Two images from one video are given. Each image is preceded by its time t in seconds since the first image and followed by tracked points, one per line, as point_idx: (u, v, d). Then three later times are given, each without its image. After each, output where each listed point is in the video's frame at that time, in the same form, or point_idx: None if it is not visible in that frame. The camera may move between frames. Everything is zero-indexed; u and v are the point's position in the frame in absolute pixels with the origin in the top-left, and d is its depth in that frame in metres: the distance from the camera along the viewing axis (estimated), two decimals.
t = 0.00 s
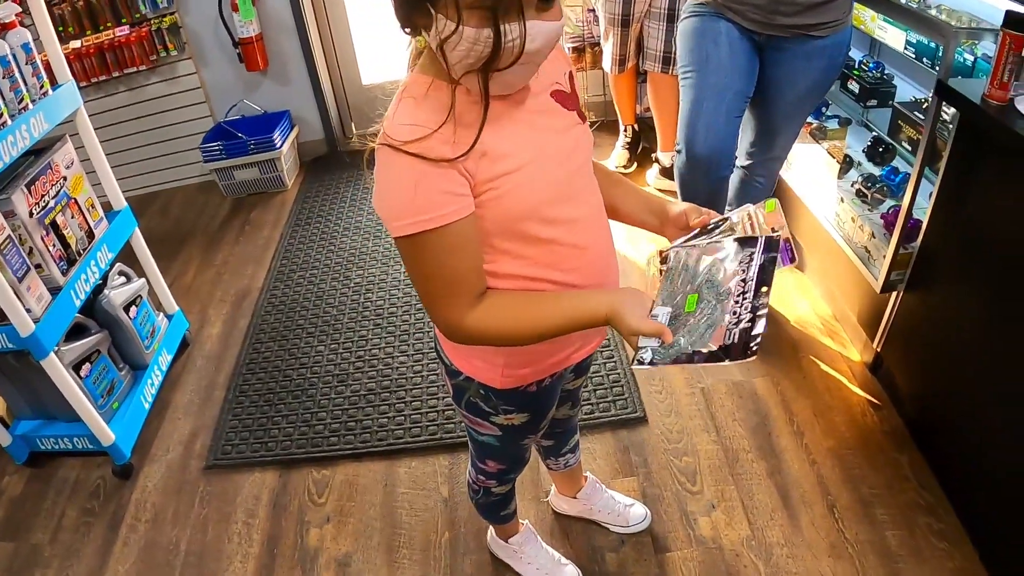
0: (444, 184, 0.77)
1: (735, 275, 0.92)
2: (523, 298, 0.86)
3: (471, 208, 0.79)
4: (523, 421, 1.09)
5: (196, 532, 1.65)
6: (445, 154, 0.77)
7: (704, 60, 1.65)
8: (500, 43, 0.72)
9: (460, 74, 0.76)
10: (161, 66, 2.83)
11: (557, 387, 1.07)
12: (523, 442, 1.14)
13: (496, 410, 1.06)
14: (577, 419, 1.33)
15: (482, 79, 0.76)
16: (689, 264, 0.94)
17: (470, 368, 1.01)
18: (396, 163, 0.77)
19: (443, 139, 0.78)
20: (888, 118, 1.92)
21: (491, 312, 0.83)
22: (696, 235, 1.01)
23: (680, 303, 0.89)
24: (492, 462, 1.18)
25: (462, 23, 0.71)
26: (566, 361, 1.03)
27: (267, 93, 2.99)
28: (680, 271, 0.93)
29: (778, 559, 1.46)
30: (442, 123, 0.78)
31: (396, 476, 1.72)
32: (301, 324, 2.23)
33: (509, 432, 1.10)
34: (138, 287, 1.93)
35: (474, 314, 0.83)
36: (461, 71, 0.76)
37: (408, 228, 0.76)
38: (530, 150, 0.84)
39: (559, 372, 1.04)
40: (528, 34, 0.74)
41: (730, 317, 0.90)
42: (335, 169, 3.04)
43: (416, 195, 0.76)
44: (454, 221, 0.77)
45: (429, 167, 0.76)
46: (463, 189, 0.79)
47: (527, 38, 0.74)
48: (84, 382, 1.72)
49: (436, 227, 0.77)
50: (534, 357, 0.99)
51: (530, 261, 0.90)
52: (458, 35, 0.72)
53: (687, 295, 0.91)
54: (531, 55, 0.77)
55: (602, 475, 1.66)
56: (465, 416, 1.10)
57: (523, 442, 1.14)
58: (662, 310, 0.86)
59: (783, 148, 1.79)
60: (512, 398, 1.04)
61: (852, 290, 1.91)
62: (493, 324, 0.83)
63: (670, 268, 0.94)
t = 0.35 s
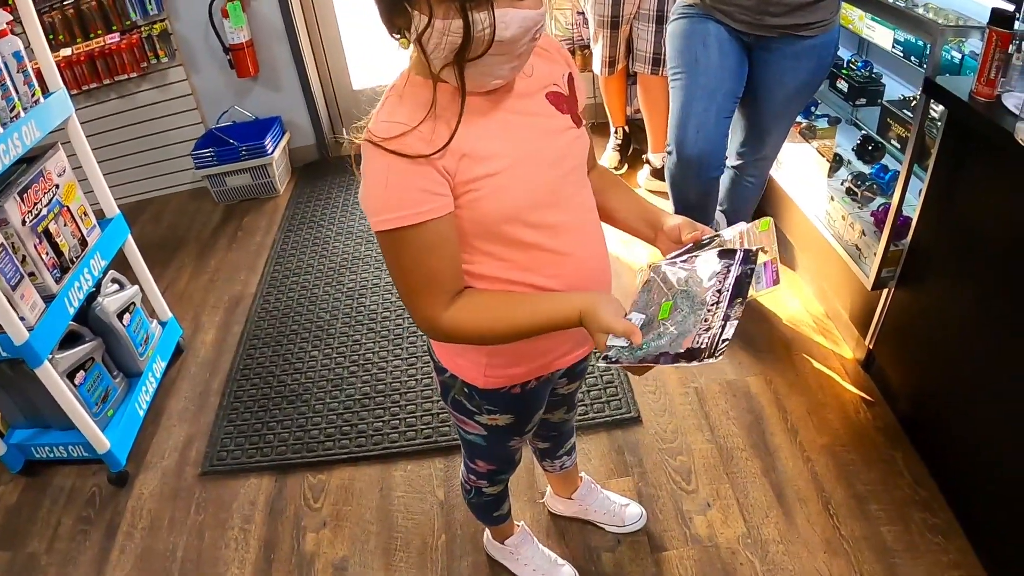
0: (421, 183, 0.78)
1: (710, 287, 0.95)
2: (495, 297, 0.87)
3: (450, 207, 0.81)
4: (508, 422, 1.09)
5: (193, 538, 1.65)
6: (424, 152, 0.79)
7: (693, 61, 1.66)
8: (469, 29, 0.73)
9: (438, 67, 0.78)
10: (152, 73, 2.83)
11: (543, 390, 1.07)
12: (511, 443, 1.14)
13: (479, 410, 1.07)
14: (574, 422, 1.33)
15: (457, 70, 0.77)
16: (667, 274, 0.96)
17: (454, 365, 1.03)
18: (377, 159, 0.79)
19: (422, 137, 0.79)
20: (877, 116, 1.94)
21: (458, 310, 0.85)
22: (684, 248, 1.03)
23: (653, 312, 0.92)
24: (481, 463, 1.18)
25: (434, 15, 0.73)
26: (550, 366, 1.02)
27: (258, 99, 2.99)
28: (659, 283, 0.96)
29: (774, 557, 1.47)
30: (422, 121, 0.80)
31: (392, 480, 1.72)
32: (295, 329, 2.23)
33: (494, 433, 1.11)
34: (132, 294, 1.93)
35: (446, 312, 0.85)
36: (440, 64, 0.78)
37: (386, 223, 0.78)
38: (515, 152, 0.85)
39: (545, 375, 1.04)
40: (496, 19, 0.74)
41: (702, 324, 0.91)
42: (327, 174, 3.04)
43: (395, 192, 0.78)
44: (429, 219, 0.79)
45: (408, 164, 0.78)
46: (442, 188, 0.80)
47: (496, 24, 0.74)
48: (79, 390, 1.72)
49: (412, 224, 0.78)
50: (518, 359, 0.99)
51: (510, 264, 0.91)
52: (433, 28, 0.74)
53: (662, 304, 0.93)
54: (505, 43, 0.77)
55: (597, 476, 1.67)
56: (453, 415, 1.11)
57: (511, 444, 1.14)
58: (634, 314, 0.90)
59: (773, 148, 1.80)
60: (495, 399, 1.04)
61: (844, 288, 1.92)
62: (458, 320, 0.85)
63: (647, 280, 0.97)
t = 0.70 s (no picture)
0: (395, 180, 0.80)
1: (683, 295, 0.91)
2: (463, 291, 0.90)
3: (422, 206, 0.83)
4: (496, 425, 1.09)
5: (192, 542, 1.65)
6: (400, 148, 0.81)
7: (690, 64, 1.67)
8: (454, 31, 0.74)
9: (427, 67, 0.79)
10: (150, 77, 2.84)
11: (532, 394, 1.07)
12: (501, 446, 1.14)
13: (468, 411, 1.08)
14: (573, 428, 1.33)
15: (444, 70, 0.78)
16: (648, 283, 0.99)
17: (443, 364, 1.05)
18: (359, 152, 0.82)
19: (401, 134, 0.81)
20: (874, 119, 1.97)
21: (418, 302, 0.88)
22: (679, 260, 1.03)
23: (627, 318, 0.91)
24: (474, 464, 1.18)
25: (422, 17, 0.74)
26: (536, 375, 1.03)
27: (256, 104, 2.99)
28: (640, 287, 1.00)
29: (772, 559, 1.47)
30: (406, 117, 0.82)
31: (391, 483, 1.73)
32: (293, 333, 2.23)
33: (484, 435, 1.11)
34: (130, 298, 1.93)
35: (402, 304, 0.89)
36: (429, 64, 0.79)
37: (358, 215, 0.81)
38: (500, 155, 0.85)
39: (533, 380, 1.05)
40: (483, 21, 0.75)
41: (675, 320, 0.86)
42: (324, 178, 3.04)
43: (369, 187, 0.80)
44: (398, 216, 0.81)
45: (385, 160, 0.80)
46: (417, 186, 0.82)
47: (482, 24, 0.75)
48: (77, 394, 1.72)
49: (380, 219, 0.81)
50: (501, 363, 1.00)
51: (493, 267, 0.92)
52: (422, 31, 0.75)
53: (635, 310, 0.94)
54: (494, 42, 0.77)
55: (595, 478, 1.67)
56: (445, 414, 1.13)
57: (501, 447, 1.14)
58: (605, 314, 0.94)
59: (769, 153, 1.81)
60: (481, 400, 1.05)
61: (841, 291, 1.92)
62: (422, 310, 0.88)
63: (631, 288, 1.01)
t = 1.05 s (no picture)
0: (379, 175, 0.81)
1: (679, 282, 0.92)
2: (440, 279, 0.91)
3: (406, 201, 0.83)
4: (487, 425, 1.09)
5: (189, 545, 1.65)
6: (385, 145, 0.81)
7: (685, 64, 1.67)
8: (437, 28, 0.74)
9: (412, 64, 0.79)
10: (146, 80, 2.84)
11: (523, 394, 1.07)
12: (494, 447, 1.14)
13: (458, 412, 1.08)
14: (569, 429, 1.33)
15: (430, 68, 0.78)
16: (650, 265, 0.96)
17: (432, 364, 1.05)
18: (344, 147, 0.82)
19: (386, 130, 0.81)
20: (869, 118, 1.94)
21: (396, 292, 0.89)
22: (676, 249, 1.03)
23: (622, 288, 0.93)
24: (469, 465, 1.18)
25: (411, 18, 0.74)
26: (524, 372, 1.03)
27: (252, 106, 2.99)
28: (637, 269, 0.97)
29: (769, 558, 1.47)
30: (390, 114, 0.82)
31: (388, 485, 1.73)
32: (290, 335, 2.23)
33: (476, 435, 1.11)
34: (127, 301, 1.93)
35: (380, 294, 0.90)
36: (417, 62, 0.79)
37: (342, 208, 0.82)
38: (488, 150, 0.85)
39: (523, 379, 1.05)
40: (468, 19, 0.75)
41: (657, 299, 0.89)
42: (321, 181, 3.04)
43: (354, 182, 0.81)
44: (381, 211, 0.82)
45: (369, 155, 0.80)
46: (402, 182, 0.82)
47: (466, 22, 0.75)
48: (74, 398, 1.72)
49: (364, 214, 0.82)
50: (489, 359, 1.00)
51: (480, 261, 0.92)
52: (409, 29, 0.75)
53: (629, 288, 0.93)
54: (482, 40, 0.78)
55: (592, 479, 1.67)
56: (437, 416, 1.12)
57: (494, 447, 1.14)
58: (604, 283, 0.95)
59: (764, 152, 1.82)
60: (471, 400, 1.05)
61: (838, 291, 1.92)
62: (400, 299, 0.89)
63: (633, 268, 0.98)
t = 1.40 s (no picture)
0: (366, 175, 0.81)
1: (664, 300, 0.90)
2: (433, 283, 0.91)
3: (393, 200, 0.83)
4: (481, 427, 1.09)
5: (185, 544, 1.65)
6: (373, 146, 0.81)
7: (682, 67, 1.67)
8: (492, 70, 0.77)
9: (439, 91, 0.79)
10: (144, 79, 2.84)
11: (517, 397, 1.07)
12: (489, 449, 1.14)
13: (452, 413, 1.08)
14: (565, 431, 1.33)
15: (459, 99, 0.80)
16: (651, 265, 0.97)
17: (426, 365, 1.05)
18: (331, 149, 0.82)
19: (373, 130, 0.81)
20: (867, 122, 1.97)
21: (387, 295, 0.90)
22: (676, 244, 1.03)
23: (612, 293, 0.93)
24: (463, 467, 1.18)
25: (440, 42, 0.75)
26: (519, 375, 1.03)
27: (250, 106, 2.99)
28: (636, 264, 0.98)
29: (764, 561, 1.47)
30: (378, 118, 0.82)
31: (384, 486, 1.72)
32: (287, 336, 2.23)
33: (470, 438, 1.11)
34: (123, 300, 1.93)
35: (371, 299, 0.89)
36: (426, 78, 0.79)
37: (329, 210, 0.82)
38: (468, 148, 0.85)
39: (518, 382, 1.05)
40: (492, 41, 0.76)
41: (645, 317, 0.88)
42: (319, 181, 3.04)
43: (341, 184, 0.81)
44: (368, 211, 0.82)
45: (353, 155, 0.81)
46: (389, 181, 0.83)
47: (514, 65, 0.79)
48: (70, 397, 1.72)
49: (351, 214, 0.82)
50: (483, 362, 1.00)
51: (470, 261, 0.92)
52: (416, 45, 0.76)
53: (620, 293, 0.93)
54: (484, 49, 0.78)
55: (588, 480, 1.67)
56: (431, 418, 1.13)
57: (489, 450, 1.14)
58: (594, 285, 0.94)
59: (761, 155, 1.82)
60: (464, 402, 1.05)
61: (835, 295, 1.93)
62: (391, 304, 0.89)
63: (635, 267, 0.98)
